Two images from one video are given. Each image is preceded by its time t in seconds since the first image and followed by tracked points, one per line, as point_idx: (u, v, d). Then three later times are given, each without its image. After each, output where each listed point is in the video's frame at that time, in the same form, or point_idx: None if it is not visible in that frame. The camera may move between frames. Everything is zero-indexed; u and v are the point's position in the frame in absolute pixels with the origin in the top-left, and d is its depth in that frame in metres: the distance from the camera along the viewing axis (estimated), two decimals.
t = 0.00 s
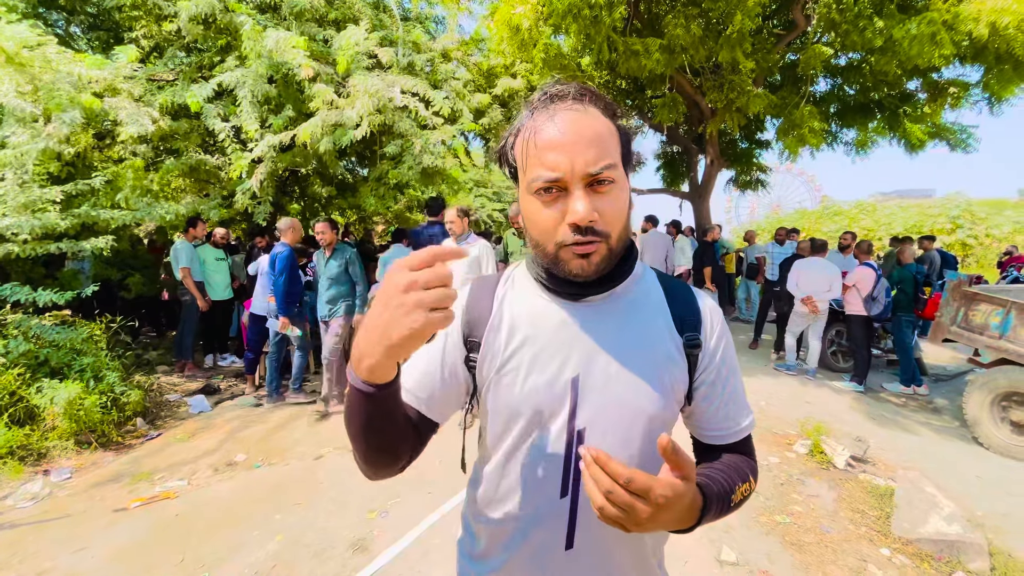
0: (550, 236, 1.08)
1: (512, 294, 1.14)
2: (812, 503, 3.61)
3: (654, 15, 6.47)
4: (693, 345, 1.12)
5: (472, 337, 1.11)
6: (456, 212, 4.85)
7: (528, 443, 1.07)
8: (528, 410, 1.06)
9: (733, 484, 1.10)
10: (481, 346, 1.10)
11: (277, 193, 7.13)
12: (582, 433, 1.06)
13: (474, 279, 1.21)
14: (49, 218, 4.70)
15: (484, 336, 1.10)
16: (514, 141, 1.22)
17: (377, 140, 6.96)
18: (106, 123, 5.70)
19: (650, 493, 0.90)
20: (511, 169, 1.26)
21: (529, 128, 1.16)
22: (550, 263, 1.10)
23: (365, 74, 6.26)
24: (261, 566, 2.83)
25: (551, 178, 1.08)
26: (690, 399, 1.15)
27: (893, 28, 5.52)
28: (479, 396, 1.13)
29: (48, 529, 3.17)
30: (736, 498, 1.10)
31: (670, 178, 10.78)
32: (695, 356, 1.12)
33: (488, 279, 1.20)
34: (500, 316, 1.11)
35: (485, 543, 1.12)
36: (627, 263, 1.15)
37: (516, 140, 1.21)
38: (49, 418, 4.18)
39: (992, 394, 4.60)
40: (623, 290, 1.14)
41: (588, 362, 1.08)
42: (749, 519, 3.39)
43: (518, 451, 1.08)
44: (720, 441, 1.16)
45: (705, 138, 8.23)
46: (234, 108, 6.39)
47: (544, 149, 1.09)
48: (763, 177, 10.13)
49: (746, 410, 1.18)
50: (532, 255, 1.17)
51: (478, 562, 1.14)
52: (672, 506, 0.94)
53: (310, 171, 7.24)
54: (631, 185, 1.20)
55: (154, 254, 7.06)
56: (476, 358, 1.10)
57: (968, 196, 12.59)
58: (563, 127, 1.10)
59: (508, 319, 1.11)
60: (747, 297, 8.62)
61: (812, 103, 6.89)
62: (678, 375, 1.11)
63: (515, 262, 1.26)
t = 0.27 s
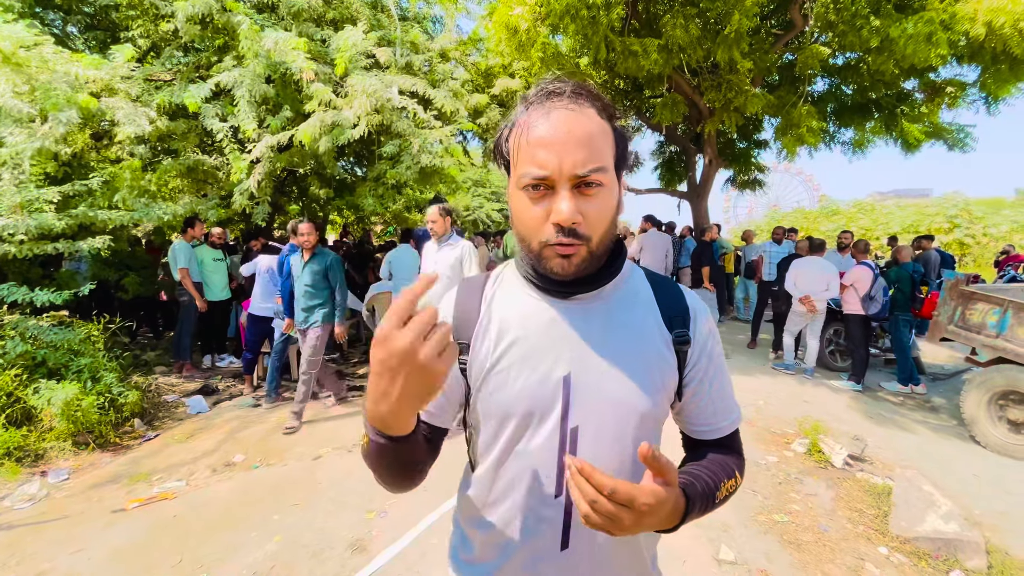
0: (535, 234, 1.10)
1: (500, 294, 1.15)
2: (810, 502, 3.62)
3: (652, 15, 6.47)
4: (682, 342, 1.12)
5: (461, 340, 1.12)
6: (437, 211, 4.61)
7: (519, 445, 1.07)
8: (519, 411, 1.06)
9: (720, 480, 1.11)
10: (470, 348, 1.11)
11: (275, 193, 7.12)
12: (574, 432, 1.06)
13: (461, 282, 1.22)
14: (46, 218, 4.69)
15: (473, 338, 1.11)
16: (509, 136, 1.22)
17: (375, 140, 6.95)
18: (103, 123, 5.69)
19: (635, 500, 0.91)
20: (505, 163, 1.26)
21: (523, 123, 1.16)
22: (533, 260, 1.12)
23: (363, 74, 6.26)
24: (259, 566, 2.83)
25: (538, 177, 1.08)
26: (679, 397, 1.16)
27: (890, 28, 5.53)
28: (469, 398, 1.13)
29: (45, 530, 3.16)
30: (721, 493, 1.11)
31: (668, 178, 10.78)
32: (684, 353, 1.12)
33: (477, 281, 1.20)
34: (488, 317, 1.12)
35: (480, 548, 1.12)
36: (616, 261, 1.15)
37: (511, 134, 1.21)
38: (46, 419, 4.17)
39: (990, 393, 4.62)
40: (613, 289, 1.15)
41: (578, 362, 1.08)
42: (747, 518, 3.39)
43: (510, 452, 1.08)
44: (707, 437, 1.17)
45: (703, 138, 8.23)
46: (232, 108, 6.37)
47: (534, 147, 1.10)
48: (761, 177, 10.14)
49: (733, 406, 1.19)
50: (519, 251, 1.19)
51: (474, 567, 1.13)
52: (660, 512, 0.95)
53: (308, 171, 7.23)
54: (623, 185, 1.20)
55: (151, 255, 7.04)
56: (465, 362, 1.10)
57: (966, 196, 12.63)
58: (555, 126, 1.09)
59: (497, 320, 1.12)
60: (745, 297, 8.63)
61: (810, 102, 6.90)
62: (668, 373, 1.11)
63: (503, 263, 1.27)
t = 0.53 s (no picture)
0: (525, 236, 1.08)
1: (484, 295, 1.16)
2: (808, 501, 3.62)
3: (650, 15, 6.47)
4: (665, 341, 1.13)
5: (446, 342, 1.13)
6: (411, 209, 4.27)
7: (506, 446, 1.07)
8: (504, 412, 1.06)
9: (695, 476, 1.12)
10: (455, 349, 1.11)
11: (273, 194, 7.12)
12: (560, 433, 1.06)
13: (447, 284, 1.22)
14: (43, 218, 4.68)
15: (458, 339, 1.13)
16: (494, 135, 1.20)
17: (373, 140, 6.95)
18: (101, 123, 5.68)
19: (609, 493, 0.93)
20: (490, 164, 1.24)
21: (509, 123, 1.14)
22: (525, 262, 1.10)
23: (361, 74, 6.25)
24: (258, 566, 2.83)
25: (529, 178, 1.06)
26: (661, 395, 1.16)
27: (888, 28, 5.54)
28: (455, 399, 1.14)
29: (44, 531, 3.16)
30: (696, 488, 1.13)
31: (667, 178, 10.78)
32: (666, 351, 1.13)
33: (462, 282, 1.21)
34: (472, 318, 1.14)
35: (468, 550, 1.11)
36: (603, 262, 1.14)
37: (496, 134, 1.18)
38: (45, 419, 4.17)
39: (988, 391, 4.63)
40: (598, 290, 1.15)
41: (564, 362, 1.08)
42: (746, 517, 3.39)
43: (496, 453, 1.08)
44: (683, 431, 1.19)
45: (702, 138, 8.23)
46: (230, 108, 6.37)
47: (524, 148, 1.08)
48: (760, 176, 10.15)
49: (713, 404, 1.21)
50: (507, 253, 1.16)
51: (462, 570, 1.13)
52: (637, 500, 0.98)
53: (306, 171, 7.22)
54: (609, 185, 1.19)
55: (149, 255, 7.03)
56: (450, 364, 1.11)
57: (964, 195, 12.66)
58: (543, 126, 1.08)
59: (482, 321, 1.13)
60: (743, 296, 8.64)
61: (809, 102, 6.90)
62: (651, 371, 1.12)
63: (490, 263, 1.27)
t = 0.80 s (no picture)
0: (505, 236, 1.08)
1: (466, 297, 1.15)
2: (808, 500, 3.63)
3: (650, 14, 6.46)
4: (643, 337, 1.15)
5: (427, 347, 1.12)
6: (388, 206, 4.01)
7: (490, 447, 1.10)
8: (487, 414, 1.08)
9: (666, 471, 1.14)
10: (437, 354, 1.11)
11: (273, 194, 7.12)
12: (544, 433, 1.07)
13: (426, 286, 1.21)
14: (43, 219, 4.68)
15: (439, 344, 1.11)
16: (475, 135, 1.20)
17: (373, 139, 6.95)
18: (101, 123, 5.68)
19: (576, 511, 0.95)
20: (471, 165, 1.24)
21: (490, 124, 1.14)
22: (504, 264, 1.11)
23: (360, 74, 6.24)
24: (258, 566, 2.84)
25: (510, 179, 1.07)
26: (641, 391, 1.19)
27: (887, 28, 5.54)
28: (438, 403, 1.15)
29: (45, 531, 3.16)
30: (671, 483, 1.14)
31: (667, 177, 10.78)
32: (644, 347, 1.15)
33: (442, 284, 1.20)
34: (454, 321, 1.12)
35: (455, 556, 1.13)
36: (583, 261, 1.15)
37: (478, 134, 1.18)
38: (45, 419, 4.16)
39: (987, 391, 4.64)
40: (579, 290, 1.15)
41: (545, 364, 1.08)
42: (745, 516, 3.40)
43: (482, 455, 1.10)
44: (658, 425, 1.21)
45: (702, 137, 8.23)
46: (229, 108, 6.36)
47: (505, 149, 1.08)
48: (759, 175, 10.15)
49: (691, 399, 1.22)
50: (486, 253, 1.17)
51: None
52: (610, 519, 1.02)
53: (306, 170, 7.21)
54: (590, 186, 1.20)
55: (149, 255, 7.03)
56: (433, 369, 1.11)
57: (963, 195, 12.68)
58: (525, 128, 1.08)
59: (463, 324, 1.11)
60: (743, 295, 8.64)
61: (808, 102, 6.89)
62: (632, 370, 1.13)
63: (469, 263, 1.26)
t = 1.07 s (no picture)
0: (486, 238, 1.08)
1: (447, 299, 1.14)
2: (807, 499, 3.63)
3: (650, 14, 6.46)
4: (625, 338, 1.16)
5: (408, 351, 1.12)
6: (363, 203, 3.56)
7: (473, 450, 1.11)
8: (470, 417, 1.09)
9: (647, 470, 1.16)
10: (419, 358, 1.11)
11: (273, 193, 7.12)
12: (529, 435, 1.09)
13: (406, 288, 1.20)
14: (44, 219, 4.68)
15: (422, 348, 1.11)
16: (454, 135, 1.19)
17: (373, 139, 6.94)
18: (101, 123, 5.68)
19: (554, 519, 0.96)
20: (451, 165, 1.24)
21: (470, 124, 1.13)
22: (486, 265, 1.10)
23: (360, 73, 6.24)
24: (259, 566, 2.84)
25: (492, 179, 1.07)
26: (623, 389, 1.22)
27: (887, 28, 5.54)
28: (420, 406, 1.15)
29: (45, 530, 3.17)
30: (650, 482, 1.17)
31: (667, 177, 10.78)
32: (626, 347, 1.17)
33: (421, 286, 1.19)
34: (435, 324, 1.12)
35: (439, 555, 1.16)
36: (565, 262, 1.16)
37: (457, 134, 1.18)
38: (45, 419, 4.16)
39: (987, 390, 4.64)
40: (561, 290, 1.15)
41: (528, 366, 1.09)
42: (745, 516, 3.40)
43: (466, 458, 1.11)
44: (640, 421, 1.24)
45: (702, 137, 8.23)
46: (229, 108, 6.36)
47: (487, 150, 1.08)
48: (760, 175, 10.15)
49: (672, 395, 1.25)
50: (467, 255, 1.17)
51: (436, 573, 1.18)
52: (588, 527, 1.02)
53: (306, 170, 7.21)
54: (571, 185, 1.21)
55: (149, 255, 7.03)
56: (414, 373, 1.11)
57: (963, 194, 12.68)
58: (506, 128, 1.08)
59: (446, 327, 1.11)
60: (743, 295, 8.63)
61: (808, 101, 6.88)
62: (613, 372, 1.15)
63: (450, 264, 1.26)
